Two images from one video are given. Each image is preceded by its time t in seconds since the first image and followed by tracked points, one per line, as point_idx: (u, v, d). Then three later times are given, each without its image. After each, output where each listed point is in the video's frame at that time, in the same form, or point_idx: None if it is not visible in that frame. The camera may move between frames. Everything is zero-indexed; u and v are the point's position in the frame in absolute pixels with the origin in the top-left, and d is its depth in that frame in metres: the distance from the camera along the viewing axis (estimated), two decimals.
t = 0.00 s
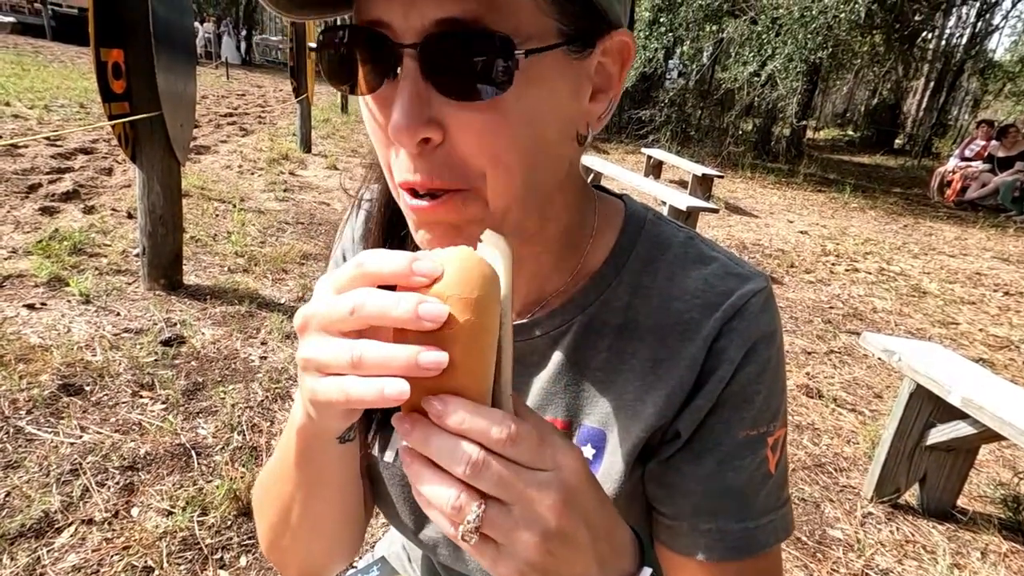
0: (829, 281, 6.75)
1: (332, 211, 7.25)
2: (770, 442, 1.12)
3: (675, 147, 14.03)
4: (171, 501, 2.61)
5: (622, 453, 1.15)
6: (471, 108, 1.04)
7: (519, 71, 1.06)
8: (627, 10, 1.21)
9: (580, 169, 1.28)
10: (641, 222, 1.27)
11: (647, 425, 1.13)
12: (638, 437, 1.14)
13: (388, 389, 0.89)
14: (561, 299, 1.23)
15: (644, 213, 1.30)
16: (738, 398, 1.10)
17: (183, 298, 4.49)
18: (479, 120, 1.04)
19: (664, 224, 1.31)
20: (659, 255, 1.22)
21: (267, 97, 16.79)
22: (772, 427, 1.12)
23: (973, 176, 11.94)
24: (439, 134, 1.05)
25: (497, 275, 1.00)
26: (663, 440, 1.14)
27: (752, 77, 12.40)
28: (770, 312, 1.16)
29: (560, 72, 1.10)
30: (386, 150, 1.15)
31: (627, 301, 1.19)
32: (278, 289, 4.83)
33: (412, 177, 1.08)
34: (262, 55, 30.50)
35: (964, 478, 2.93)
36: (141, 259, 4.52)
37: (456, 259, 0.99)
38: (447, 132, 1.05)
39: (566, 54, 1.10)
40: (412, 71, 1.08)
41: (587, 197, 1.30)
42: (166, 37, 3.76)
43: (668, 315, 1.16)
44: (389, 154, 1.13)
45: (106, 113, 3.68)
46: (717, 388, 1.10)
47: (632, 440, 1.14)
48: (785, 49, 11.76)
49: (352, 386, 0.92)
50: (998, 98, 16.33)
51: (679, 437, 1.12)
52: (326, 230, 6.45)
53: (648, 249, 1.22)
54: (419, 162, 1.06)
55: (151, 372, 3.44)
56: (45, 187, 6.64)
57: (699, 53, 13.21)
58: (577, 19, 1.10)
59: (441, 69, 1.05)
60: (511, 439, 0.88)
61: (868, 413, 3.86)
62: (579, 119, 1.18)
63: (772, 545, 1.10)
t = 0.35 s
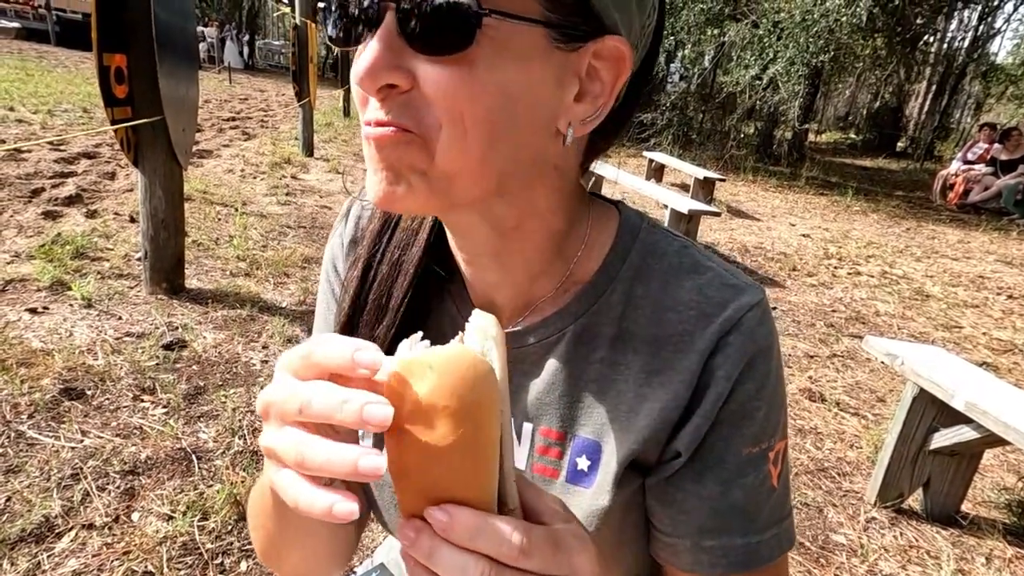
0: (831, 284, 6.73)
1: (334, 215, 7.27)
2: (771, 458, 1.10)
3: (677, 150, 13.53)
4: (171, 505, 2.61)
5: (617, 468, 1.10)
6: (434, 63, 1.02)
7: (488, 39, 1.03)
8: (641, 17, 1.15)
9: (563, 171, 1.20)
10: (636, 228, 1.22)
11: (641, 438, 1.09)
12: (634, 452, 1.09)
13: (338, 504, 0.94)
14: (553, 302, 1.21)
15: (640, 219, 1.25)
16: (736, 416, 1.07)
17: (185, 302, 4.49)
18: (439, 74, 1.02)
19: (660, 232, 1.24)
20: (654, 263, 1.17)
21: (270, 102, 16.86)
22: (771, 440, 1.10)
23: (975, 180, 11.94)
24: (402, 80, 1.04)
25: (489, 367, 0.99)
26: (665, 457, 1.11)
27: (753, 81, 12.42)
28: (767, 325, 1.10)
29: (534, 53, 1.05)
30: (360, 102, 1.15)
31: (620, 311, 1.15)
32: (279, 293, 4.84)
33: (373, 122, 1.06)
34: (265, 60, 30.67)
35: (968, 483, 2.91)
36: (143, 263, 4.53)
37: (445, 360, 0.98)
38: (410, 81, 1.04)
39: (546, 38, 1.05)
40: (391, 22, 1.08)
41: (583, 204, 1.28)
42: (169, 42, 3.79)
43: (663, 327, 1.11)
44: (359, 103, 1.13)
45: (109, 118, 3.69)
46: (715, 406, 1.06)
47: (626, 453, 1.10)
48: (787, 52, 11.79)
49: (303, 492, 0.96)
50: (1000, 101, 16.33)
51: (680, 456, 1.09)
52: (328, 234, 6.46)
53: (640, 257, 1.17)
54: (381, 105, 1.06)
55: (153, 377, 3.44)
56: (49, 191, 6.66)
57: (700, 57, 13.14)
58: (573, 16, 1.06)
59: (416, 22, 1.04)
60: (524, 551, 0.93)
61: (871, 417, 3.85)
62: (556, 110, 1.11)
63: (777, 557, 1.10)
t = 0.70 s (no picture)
0: (835, 287, 6.72)
1: (338, 218, 7.29)
2: (784, 476, 1.12)
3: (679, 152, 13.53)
4: (176, 509, 2.62)
5: (623, 481, 1.13)
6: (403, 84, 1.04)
7: (451, 61, 1.03)
8: (642, 41, 1.10)
9: (551, 190, 1.16)
10: (646, 245, 1.20)
11: (646, 456, 1.11)
12: (642, 469, 1.11)
13: None
14: (558, 315, 1.21)
15: (650, 235, 1.23)
16: (748, 442, 1.08)
17: (190, 305, 4.51)
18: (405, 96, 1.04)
19: (672, 248, 1.22)
20: (663, 281, 1.15)
21: (273, 105, 16.93)
22: (782, 460, 1.12)
23: (980, 181, 11.88)
24: (380, 100, 1.08)
25: (526, 465, 0.98)
26: (676, 480, 1.12)
27: (756, 84, 12.45)
28: (777, 351, 1.10)
29: (503, 72, 1.02)
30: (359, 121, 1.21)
31: (627, 328, 1.14)
32: (283, 296, 4.85)
33: (358, 142, 1.12)
34: (269, 63, 30.86)
35: (973, 487, 2.90)
36: (149, 267, 4.55)
37: (482, 459, 0.97)
38: (385, 99, 1.07)
39: (511, 60, 1.02)
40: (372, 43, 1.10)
41: (589, 218, 1.26)
42: (175, 47, 3.82)
43: (672, 345, 1.11)
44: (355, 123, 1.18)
45: (114, 123, 3.72)
46: (725, 431, 1.07)
47: (632, 469, 1.12)
48: (790, 54, 11.87)
49: None
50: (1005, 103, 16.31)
51: (691, 481, 1.10)
52: (331, 238, 6.47)
53: (649, 274, 1.16)
54: (363, 125, 1.11)
55: (157, 380, 3.45)
56: (54, 195, 6.70)
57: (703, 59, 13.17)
58: (543, 34, 1.02)
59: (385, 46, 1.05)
60: None
61: (875, 421, 3.84)
62: (529, 129, 1.07)
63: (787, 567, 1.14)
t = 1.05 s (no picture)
0: (839, 288, 6.71)
1: (341, 220, 7.30)
2: (811, 491, 1.12)
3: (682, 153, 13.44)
4: (182, 508, 2.62)
5: (644, 487, 1.13)
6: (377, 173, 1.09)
7: (408, 147, 1.04)
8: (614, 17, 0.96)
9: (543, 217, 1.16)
10: (672, 251, 1.18)
11: (669, 464, 1.11)
12: (663, 478, 1.11)
13: None
14: (578, 320, 1.21)
15: (677, 239, 1.21)
16: (775, 457, 1.07)
17: (194, 306, 4.51)
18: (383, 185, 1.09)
19: (698, 254, 1.20)
20: (689, 289, 1.15)
21: (276, 108, 16.98)
22: (808, 474, 1.11)
23: (984, 183, 11.83)
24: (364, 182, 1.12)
25: (536, 486, 0.99)
26: (700, 492, 1.12)
27: (759, 85, 12.48)
28: (804, 368, 1.09)
29: (460, 136, 1.02)
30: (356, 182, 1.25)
31: (652, 335, 1.14)
32: (287, 297, 4.85)
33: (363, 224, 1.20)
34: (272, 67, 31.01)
35: (982, 489, 2.88)
36: (153, 268, 4.56)
37: (490, 481, 0.98)
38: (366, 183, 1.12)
39: (459, 127, 1.01)
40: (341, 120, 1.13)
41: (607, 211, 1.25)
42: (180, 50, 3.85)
43: (696, 354, 1.11)
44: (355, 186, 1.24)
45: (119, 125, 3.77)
46: (751, 446, 1.06)
47: (652, 477, 1.12)
48: (792, 56, 11.95)
49: None
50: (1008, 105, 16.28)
51: (716, 494, 1.10)
52: (335, 239, 6.48)
53: (673, 281, 1.15)
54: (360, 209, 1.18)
55: (162, 381, 3.45)
56: (59, 197, 6.71)
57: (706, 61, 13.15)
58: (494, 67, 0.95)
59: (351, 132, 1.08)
60: None
61: (881, 422, 3.82)
62: (499, 182, 1.06)
63: None
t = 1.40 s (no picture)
0: (844, 290, 6.69)
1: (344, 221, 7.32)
2: (829, 471, 1.11)
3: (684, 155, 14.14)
4: (188, 507, 2.61)
5: (656, 474, 1.15)
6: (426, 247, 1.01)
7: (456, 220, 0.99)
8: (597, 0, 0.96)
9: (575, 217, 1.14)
10: (678, 236, 1.18)
11: (681, 449, 1.12)
12: (676, 463, 1.12)
13: None
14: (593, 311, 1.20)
15: (682, 224, 1.22)
16: (793, 440, 1.06)
17: (199, 306, 4.52)
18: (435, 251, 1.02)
19: (703, 238, 1.21)
20: (698, 273, 1.15)
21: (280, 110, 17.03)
22: (826, 454, 1.09)
23: (988, 185, 11.80)
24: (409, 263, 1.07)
25: (550, 489, 1.03)
26: (715, 478, 1.12)
27: (762, 87, 12.43)
28: (816, 348, 1.08)
29: (503, 179, 0.98)
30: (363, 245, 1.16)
31: (661, 320, 1.15)
32: (291, 298, 4.86)
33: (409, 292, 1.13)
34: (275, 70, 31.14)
35: (990, 489, 2.86)
36: (158, 268, 4.57)
37: (509, 491, 1.02)
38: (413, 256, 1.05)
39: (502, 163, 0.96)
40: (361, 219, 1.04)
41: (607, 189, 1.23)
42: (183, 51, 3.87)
43: (705, 338, 1.11)
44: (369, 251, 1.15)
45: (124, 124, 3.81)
46: (766, 428, 1.05)
47: (664, 463, 1.13)
48: (796, 59, 11.78)
49: None
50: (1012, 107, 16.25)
51: (732, 479, 1.10)
52: (339, 241, 6.49)
53: (681, 266, 1.15)
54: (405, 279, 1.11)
55: (167, 380, 3.45)
56: (64, 198, 6.74)
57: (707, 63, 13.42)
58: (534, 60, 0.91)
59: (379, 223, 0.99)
60: None
61: (887, 423, 3.80)
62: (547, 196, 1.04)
63: (833, 562, 1.11)
